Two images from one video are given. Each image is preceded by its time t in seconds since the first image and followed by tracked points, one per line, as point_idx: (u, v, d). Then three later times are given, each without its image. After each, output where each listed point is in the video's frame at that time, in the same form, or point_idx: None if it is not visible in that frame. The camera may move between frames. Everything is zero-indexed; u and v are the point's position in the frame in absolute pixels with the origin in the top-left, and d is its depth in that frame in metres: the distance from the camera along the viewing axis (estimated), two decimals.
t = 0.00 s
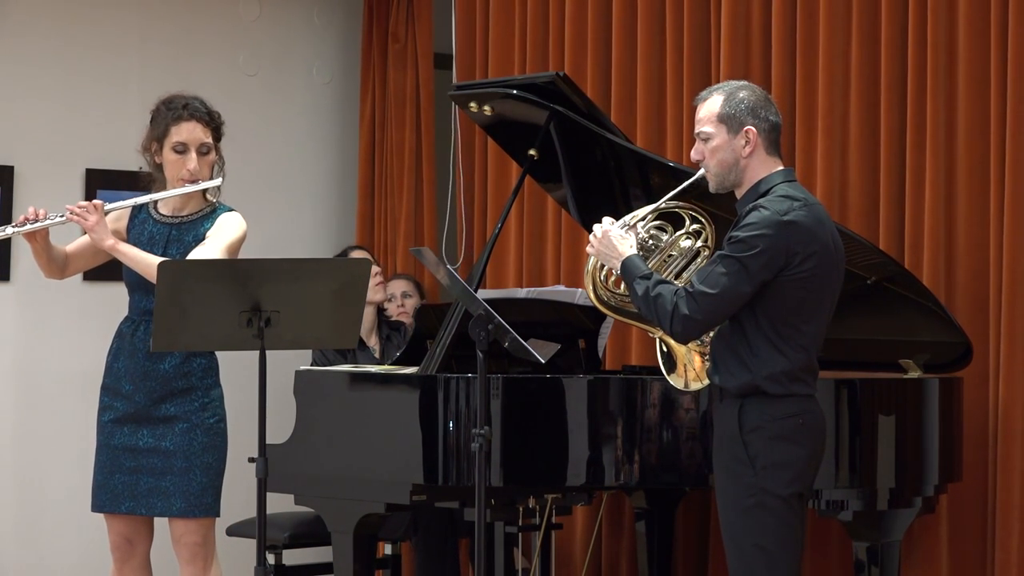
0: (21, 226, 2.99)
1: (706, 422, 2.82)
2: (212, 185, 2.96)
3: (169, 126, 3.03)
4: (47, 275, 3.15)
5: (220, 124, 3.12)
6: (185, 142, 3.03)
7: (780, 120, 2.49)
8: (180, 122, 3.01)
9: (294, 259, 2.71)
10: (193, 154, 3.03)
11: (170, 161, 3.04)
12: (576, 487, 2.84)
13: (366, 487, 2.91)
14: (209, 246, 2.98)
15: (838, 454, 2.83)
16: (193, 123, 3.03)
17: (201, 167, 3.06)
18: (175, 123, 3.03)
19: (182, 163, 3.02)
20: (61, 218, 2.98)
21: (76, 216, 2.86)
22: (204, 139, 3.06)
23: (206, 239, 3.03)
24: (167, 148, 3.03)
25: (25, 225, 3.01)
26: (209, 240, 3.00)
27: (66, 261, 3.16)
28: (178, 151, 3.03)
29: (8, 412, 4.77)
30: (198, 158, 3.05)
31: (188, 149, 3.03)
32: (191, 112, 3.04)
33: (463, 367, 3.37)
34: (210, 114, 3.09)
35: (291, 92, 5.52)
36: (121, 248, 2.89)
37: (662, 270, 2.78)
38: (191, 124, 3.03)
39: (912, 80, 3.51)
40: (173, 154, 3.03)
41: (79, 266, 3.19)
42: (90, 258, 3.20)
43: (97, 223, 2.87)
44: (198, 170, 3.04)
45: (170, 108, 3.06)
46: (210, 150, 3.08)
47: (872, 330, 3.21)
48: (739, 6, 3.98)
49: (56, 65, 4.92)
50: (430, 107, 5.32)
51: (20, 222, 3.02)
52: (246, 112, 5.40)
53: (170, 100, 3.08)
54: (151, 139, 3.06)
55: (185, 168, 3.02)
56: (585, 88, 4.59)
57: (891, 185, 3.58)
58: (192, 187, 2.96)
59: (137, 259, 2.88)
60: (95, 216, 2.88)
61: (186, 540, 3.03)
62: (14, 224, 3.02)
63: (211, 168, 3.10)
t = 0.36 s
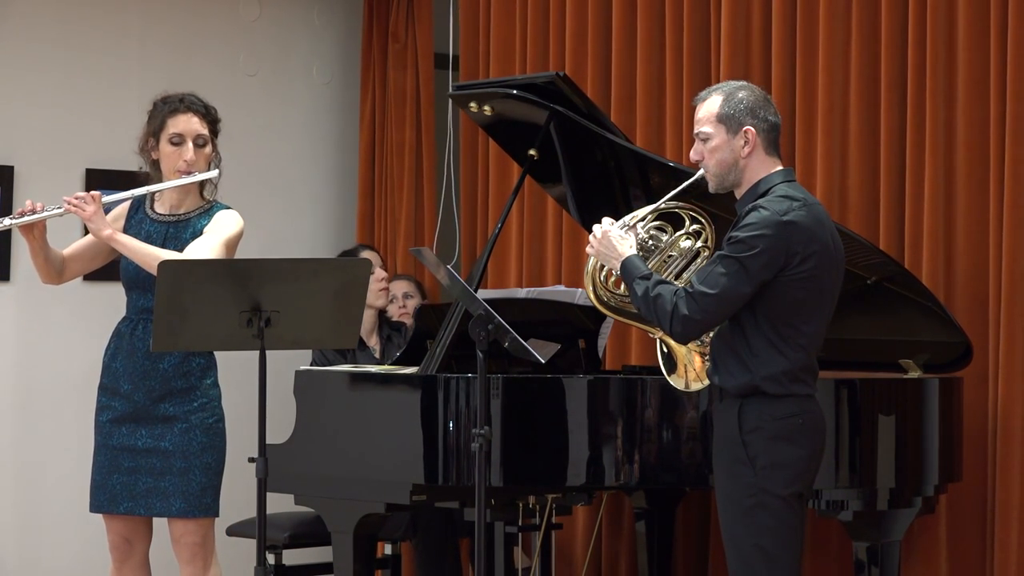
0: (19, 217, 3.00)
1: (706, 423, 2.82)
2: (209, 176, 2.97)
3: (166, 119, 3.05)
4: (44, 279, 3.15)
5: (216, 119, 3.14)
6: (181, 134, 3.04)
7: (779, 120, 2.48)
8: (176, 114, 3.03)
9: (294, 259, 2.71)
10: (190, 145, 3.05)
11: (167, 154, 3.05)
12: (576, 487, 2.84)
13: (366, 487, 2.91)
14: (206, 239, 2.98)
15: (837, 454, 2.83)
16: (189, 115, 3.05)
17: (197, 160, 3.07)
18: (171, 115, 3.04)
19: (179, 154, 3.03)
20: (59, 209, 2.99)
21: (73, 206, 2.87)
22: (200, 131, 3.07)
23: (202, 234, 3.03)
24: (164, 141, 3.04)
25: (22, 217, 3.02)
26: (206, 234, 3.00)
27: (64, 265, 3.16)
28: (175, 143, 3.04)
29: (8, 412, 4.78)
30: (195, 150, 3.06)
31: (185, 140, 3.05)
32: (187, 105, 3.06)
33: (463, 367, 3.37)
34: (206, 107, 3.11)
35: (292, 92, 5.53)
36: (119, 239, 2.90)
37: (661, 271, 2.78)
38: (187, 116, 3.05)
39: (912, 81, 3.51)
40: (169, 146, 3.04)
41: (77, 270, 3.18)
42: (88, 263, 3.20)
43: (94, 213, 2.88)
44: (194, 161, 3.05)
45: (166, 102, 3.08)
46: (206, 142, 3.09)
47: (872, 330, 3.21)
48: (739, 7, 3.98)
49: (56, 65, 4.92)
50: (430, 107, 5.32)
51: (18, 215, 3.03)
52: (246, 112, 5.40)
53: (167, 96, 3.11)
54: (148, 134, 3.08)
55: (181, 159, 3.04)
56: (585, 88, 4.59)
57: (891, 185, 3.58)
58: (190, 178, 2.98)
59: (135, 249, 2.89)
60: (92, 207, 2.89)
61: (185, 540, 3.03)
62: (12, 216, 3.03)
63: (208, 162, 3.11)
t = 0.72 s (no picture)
0: (16, 216, 2.99)
1: (706, 423, 2.82)
2: (205, 173, 2.97)
3: (162, 117, 3.06)
4: (43, 284, 3.16)
5: (212, 119, 3.16)
6: (177, 131, 3.05)
7: (779, 120, 2.48)
8: (172, 112, 3.05)
9: (294, 258, 2.71)
10: (186, 143, 3.05)
11: (163, 152, 3.06)
12: (576, 487, 2.84)
13: (366, 488, 2.91)
14: (205, 238, 2.98)
15: (837, 454, 2.83)
16: (184, 113, 3.06)
17: (194, 157, 3.08)
18: (167, 113, 3.06)
19: (175, 152, 3.04)
20: (56, 207, 2.98)
21: (70, 204, 2.87)
22: (196, 129, 3.08)
23: (200, 233, 3.03)
24: (160, 139, 3.05)
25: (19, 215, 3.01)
26: (204, 233, 3.01)
27: (62, 269, 3.16)
28: (171, 141, 3.05)
29: (8, 412, 4.78)
30: (191, 147, 3.06)
31: (181, 138, 3.05)
32: (183, 103, 3.07)
33: (463, 367, 3.37)
34: (202, 107, 3.13)
35: (292, 92, 5.53)
36: (117, 236, 2.89)
37: (661, 271, 2.78)
38: (183, 114, 3.06)
39: (912, 81, 3.51)
40: (166, 144, 3.05)
41: (75, 274, 3.18)
42: (86, 266, 3.19)
43: (92, 210, 2.88)
44: (191, 158, 3.05)
45: (163, 102, 3.10)
46: (202, 141, 3.10)
47: (872, 330, 3.21)
48: (739, 7, 3.98)
49: (56, 65, 4.92)
50: (430, 107, 5.32)
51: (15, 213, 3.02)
52: (246, 111, 5.40)
53: (164, 96, 3.13)
54: (145, 134, 3.09)
55: (177, 156, 3.04)
56: (585, 88, 4.59)
57: (891, 185, 3.58)
58: (186, 174, 2.98)
59: (133, 247, 2.89)
60: (89, 204, 2.89)
61: (184, 540, 3.03)
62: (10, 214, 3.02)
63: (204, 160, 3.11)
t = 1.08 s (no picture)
0: (14, 217, 2.98)
1: (706, 422, 2.82)
2: (200, 171, 2.96)
3: (159, 117, 3.07)
4: (44, 288, 3.16)
5: (210, 119, 3.16)
6: (174, 129, 3.05)
7: (780, 120, 2.48)
8: (168, 110, 3.05)
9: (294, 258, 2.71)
10: (183, 141, 3.05)
11: (160, 150, 3.06)
12: (576, 487, 2.84)
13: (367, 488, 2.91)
14: (204, 238, 2.98)
15: (838, 454, 2.83)
16: (181, 112, 3.07)
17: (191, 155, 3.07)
18: (163, 112, 3.06)
19: (171, 150, 3.04)
20: (55, 208, 2.98)
21: (69, 204, 2.87)
22: (193, 127, 3.08)
23: (199, 233, 3.03)
24: (157, 137, 3.05)
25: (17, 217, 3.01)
26: (203, 232, 3.01)
27: (62, 272, 3.16)
28: (168, 139, 3.05)
29: (8, 412, 4.78)
30: (187, 145, 3.06)
31: (178, 136, 3.05)
32: (180, 101, 3.08)
33: (463, 367, 3.37)
34: (199, 106, 3.13)
35: (292, 92, 5.52)
36: (116, 236, 2.89)
37: (662, 271, 2.78)
38: (180, 113, 3.07)
39: (913, 82, 3.51)
40: (163, 143, 3.05)
41: (75, 277, 3.18)
42: (86, 269, 3.19)
43: (91, 210, 2.88)
44: (188, 155, 3.05)
45: (161, 102, 3.10)
46: (200, 139, 3.10)
47: (872, 330, 3.21)
48: (739, 8, 3.98)
49: (56, 65, 4.92)
50: (430, 107, 5.31)
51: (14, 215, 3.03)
52: (246, 111, 5.40)
53: (162, 97, 3.13)
54: (143, 134, 3.10)
55: (174, 154, 3.04)
56: (585, 88, 4.59)
57: (891, 185, 3.58)
58: (184, 172, 2.98)
59: (133, 247, 2.89)
60: (88, 204, 2.89)
61: (184, 540, 3.03)
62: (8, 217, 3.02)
63: (202, 158, 3.11)
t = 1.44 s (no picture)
0: (14, 219, 2.98)
1: (706, 422, 2.82)
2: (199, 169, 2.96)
3: (158, 116, 3.07)
4: (47, 292, 3.16)
5: (209, 118, 3.16)
6: (173, 128, 3.05)
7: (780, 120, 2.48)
8: (167, 109, 3.05)
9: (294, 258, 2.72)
10: (181, 139, 3.05)
11: (159, 149, 3.06)
12: (576, 487, 2.84)
13: (367, 488, 2.91)
14: (204, 238, 2.98)
15: (837, 454, 2.83)
16: (180, 110, 3.07)
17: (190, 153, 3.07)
18: (162, 111, 3.07)
19: (170, 148, 3.04)
20: (55, 209, 2.98)
21: (69, 204, 2.87)
22: (192, 126, 3.08)
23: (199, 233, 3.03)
24: (156, 136, 3.06)
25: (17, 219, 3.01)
26: (203, 232, 3.01)
27: (63, 276, 3.16)
28: (166, 138, 3.05)
29: (8, 412, 4.78)
30: (186, 144, 3.06)
31: (176, 135, 3.05)
32: (179, 100, 3.08)
33: (463, 367, 3.37)
34: (198, 105, 3.13)
35: (292, 92, 5.53)
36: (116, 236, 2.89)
37: (663, 271, 2.78)
38: (178, 111, 3.07)
39: (913, 82, 3.51)
40: (161, 142, 3.05)
41: (78, 279, 3.18)
42: (88, 272, 3.19)
43: (91, 210, 2.88)
44: (187, 153, 3.05)
45: (160, 102, 3.11)
46: (198, 138, 3.10)
47: (872, 330, 3.21)
48: (739, 8, 3.98)
49: (56, 65, 4.92)
50: (430, 107, 5.31)
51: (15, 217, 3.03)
52: (246, 111, 5.40)
53: (161, 97, 3.14)
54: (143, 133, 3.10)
55: (173, 152, 3.04)
56: (585, 88, 4.59)
57: (891, 185, 3.58)
58: (183, 171, 2.98)
59: (133, 248, 2.89)
60: (88, 204, 2.89)
61: (185, 540, 3.03)
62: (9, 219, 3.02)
63: (202, 157, 3.11)
